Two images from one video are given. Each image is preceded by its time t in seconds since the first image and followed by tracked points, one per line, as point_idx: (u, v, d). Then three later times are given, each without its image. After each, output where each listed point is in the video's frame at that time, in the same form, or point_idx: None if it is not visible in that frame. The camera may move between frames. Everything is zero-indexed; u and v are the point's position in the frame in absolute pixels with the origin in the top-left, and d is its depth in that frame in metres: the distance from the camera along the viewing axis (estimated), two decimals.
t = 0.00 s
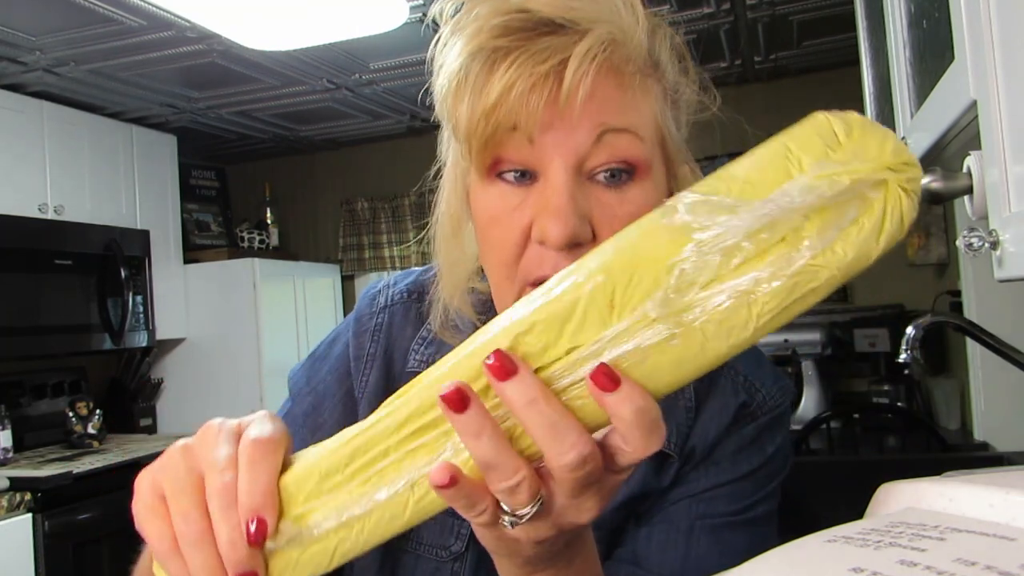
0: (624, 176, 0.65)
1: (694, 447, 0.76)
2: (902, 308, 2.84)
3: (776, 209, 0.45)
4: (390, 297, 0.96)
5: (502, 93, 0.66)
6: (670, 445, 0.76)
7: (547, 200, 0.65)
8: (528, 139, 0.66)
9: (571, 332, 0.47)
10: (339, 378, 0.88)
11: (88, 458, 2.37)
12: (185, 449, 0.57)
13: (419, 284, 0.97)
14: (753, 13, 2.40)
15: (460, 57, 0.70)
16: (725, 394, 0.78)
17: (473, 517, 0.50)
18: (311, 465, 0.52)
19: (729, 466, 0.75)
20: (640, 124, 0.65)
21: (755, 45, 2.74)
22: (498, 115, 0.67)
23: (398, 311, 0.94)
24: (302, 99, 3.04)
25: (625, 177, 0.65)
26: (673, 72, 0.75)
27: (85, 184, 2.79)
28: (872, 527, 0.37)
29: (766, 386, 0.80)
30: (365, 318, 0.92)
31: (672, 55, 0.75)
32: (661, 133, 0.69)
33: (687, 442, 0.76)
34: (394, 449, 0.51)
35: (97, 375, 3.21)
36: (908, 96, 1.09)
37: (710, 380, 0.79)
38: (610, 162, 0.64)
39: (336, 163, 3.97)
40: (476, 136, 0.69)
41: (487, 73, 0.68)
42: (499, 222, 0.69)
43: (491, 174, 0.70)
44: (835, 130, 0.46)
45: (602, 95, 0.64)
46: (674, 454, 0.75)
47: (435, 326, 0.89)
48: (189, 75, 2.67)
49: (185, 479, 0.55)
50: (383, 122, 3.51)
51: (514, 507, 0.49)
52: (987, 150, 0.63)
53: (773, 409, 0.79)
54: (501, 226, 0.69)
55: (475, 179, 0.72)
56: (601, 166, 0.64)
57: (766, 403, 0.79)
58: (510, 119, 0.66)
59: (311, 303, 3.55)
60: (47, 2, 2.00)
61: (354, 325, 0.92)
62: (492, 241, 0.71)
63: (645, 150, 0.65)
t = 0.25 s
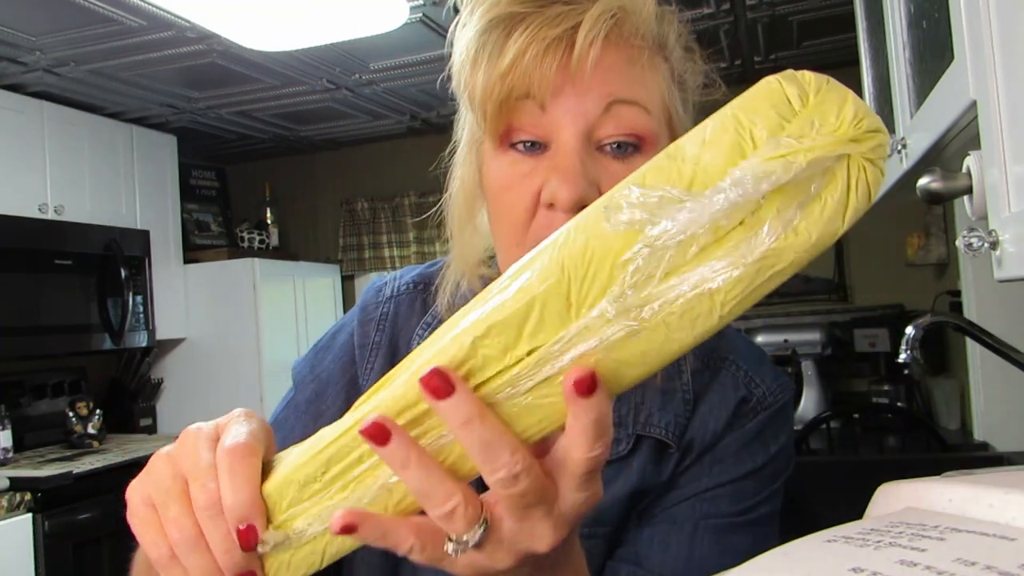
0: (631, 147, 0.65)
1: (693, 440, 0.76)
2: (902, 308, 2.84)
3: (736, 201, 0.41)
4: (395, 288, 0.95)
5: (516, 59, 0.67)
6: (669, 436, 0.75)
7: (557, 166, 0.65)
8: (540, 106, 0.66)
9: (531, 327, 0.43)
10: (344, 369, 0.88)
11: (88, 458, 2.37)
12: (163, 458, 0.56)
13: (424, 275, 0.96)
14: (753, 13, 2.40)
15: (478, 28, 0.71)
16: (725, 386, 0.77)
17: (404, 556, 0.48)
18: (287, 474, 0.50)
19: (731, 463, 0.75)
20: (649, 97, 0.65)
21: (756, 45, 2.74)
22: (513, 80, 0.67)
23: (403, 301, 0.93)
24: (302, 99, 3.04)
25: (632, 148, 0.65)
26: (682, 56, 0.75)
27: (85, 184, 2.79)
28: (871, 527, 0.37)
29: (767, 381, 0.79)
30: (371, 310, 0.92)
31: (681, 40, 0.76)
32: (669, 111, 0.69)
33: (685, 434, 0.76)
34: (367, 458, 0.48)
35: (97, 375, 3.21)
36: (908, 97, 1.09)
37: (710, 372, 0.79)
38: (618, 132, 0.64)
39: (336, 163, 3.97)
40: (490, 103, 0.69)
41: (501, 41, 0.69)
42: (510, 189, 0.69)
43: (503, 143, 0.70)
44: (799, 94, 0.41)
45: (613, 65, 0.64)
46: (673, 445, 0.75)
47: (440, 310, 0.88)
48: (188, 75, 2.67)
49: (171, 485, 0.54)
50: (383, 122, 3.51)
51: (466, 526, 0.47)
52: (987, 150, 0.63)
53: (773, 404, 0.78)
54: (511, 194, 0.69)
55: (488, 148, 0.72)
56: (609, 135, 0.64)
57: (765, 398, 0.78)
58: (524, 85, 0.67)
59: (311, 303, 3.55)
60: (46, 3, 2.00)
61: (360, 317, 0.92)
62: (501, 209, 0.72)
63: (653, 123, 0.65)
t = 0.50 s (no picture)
0: (644, 143, 0.67)
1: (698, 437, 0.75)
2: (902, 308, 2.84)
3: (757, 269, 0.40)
4: (408, 282, 0.93)
5: (534, 54, 0.68)
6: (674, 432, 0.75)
7: (573, 159, 0.66)
8: (557, 102, 0.68)
9: (541, 351, 0.42)
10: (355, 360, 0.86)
11: (88, 458, 2.36)
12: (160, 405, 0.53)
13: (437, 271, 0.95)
14: (752, 13, 2.40)
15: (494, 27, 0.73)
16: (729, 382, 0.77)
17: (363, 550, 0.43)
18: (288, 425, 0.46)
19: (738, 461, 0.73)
20: (662, 95, 0.68)
21: (755, 45, 2.74)
22: (530, 76, 0.68)
23: (414, 295, 0.91)
24: (301, 99, 3.04)
25: (645, 144, 0.67)
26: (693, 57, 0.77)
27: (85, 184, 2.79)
28: (872, 527, 0.37)
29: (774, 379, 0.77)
30: (382, 301, 0.90)
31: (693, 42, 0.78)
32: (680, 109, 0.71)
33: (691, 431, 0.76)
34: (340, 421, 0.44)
35: (97, 375, 3.21)
36: (908, 97, 1.09)
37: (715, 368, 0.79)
38: (633, 128, 0.66)
39: (335, 163, 3.97)
40: (507, 97, 0.70)
41: (520, 37, 0.70)
42: (525, 184, 0.70)
43: (518, 138, 0.71)
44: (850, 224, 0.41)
45: (629, 62, 0.67)
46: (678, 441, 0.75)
47: (454, 303, 0.87)
48: (188, 75, 2.67)
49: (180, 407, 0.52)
50: (383, 122, 3.51)
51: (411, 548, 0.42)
52: (986, 151, 0.63)
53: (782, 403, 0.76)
54: (524, 189, 0.70)
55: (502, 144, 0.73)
56: (623, 131, 0.66)
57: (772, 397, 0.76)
58: (540, 81, 0.68)
59: (311, 304, 3.55)
60: (46, 3, 2.00)
61: (371, 308, 0.90)
62: (516, 206, 0.72)
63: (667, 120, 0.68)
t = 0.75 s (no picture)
0: (648, 141, 0.68)
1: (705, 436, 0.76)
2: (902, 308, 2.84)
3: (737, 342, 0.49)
4: (417, 276, 0.93)
5: (538, 53, 0.68)
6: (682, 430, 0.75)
7: (577, 157, 0.66)
8: (560, 100, 0.68)
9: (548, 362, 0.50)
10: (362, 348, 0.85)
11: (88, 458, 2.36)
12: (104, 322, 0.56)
13: (447, 266, 0.95)
14: (752, 13, 2.40)
15: (498, 28, 0.73)
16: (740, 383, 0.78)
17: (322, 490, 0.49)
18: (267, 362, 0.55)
19: (744, 464, 0.74)
20: (665, 94, 0.69)
21: (755, 45, 2.73)
22: (534, 74, 0.69)
23: (424, 289, 0.91)
24: (301, 99, 3.04)
25: (649, 142, 0.68)
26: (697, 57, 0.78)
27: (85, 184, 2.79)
28: (872, 527, 0.37)
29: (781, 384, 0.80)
30: (393, 293, 0.89)
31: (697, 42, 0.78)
32: (684, 107, 0.71)
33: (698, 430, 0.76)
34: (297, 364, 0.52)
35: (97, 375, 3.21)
36: (908, 96, 1.09)
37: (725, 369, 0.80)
38: (636, 126, 0.67)
39: (335, 163, 3.97)
40: (512, 97, 0.70)
41: (524, 36, 0.71)
42: (530, 182, 0.69)
43: (523, 137, 0.71)
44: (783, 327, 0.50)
45: (630, 62, 0.68)
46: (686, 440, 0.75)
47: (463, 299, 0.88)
48: (188, 75, 2.67)
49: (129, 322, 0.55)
50: (383, 122, 3.51)
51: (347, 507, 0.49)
52: (987, 150, 0.63)
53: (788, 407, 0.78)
54: (529, 188, 0.69)
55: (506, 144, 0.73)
56: (627, 129, 0.67)
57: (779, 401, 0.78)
58: (543, 80, 0.68)
59: (311, 304, 3.54)
60: (46, 3, 2.00)
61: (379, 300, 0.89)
62: (522, 205, 0.71)
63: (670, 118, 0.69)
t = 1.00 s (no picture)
0: (639, 144, 0.68)
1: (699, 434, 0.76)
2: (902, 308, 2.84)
3: (712, 407, 0.52)
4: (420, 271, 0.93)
5: (526, 58, 0.68)
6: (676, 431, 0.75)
7: (566, 160, 0.67)
8: (549, 105, 0.68)
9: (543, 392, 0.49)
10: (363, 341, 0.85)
11: (88, 458, 2.36)
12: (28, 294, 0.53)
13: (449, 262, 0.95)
14: (752, 13, 2.40)
15: (486, 31, 0.72)
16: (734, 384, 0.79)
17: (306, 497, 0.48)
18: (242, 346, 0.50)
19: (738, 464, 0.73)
20: (656, 96, 0.69)
21: (755, 45, 2.73)
22: (522, 78, 0.69)
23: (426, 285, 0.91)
24: (301, 99, 3.04)
25: (640, 144, 0.68)
26: (689, 55, 0.77)
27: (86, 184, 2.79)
28: (871, 527, 0.37)
29: (776, 384, 0.80)
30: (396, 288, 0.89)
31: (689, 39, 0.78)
32: (675, 108, 0.71)
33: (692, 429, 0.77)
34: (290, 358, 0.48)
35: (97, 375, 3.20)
36: (908, 96, 1.09)
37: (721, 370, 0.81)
38: (626, 129, 0.67)
39: (335, 163, 3.97)
40: (500, 101, 0.70)
41: (512, 40, 0.70)
42: (522, 184, 0.69)
43: (514, 140, 0.70)
44: (759, 403, 0.53)
45: (618, 66, 0.68)
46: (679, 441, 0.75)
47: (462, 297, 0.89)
48: (188, 75, 2.67)
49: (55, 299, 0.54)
50: (383, 122, 3.51)
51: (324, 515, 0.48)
52: (986, 151, 0.63)
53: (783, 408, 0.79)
54: (520, 191, 0.69)
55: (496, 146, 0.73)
56: (617, 132, 0.67)
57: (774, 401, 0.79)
58: (531, 85, 0.69)
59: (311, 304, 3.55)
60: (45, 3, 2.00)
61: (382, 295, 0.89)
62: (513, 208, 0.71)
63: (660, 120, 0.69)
